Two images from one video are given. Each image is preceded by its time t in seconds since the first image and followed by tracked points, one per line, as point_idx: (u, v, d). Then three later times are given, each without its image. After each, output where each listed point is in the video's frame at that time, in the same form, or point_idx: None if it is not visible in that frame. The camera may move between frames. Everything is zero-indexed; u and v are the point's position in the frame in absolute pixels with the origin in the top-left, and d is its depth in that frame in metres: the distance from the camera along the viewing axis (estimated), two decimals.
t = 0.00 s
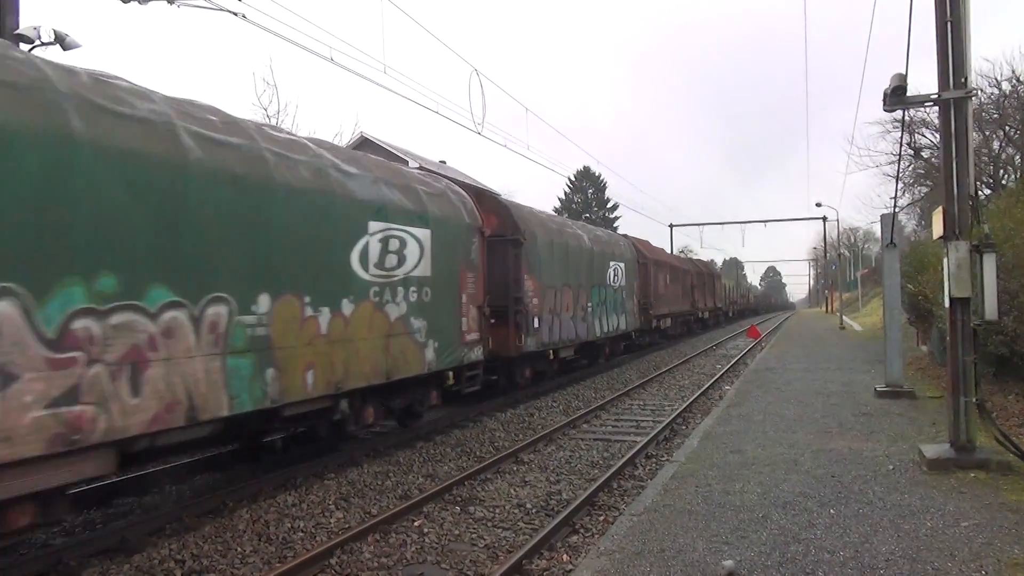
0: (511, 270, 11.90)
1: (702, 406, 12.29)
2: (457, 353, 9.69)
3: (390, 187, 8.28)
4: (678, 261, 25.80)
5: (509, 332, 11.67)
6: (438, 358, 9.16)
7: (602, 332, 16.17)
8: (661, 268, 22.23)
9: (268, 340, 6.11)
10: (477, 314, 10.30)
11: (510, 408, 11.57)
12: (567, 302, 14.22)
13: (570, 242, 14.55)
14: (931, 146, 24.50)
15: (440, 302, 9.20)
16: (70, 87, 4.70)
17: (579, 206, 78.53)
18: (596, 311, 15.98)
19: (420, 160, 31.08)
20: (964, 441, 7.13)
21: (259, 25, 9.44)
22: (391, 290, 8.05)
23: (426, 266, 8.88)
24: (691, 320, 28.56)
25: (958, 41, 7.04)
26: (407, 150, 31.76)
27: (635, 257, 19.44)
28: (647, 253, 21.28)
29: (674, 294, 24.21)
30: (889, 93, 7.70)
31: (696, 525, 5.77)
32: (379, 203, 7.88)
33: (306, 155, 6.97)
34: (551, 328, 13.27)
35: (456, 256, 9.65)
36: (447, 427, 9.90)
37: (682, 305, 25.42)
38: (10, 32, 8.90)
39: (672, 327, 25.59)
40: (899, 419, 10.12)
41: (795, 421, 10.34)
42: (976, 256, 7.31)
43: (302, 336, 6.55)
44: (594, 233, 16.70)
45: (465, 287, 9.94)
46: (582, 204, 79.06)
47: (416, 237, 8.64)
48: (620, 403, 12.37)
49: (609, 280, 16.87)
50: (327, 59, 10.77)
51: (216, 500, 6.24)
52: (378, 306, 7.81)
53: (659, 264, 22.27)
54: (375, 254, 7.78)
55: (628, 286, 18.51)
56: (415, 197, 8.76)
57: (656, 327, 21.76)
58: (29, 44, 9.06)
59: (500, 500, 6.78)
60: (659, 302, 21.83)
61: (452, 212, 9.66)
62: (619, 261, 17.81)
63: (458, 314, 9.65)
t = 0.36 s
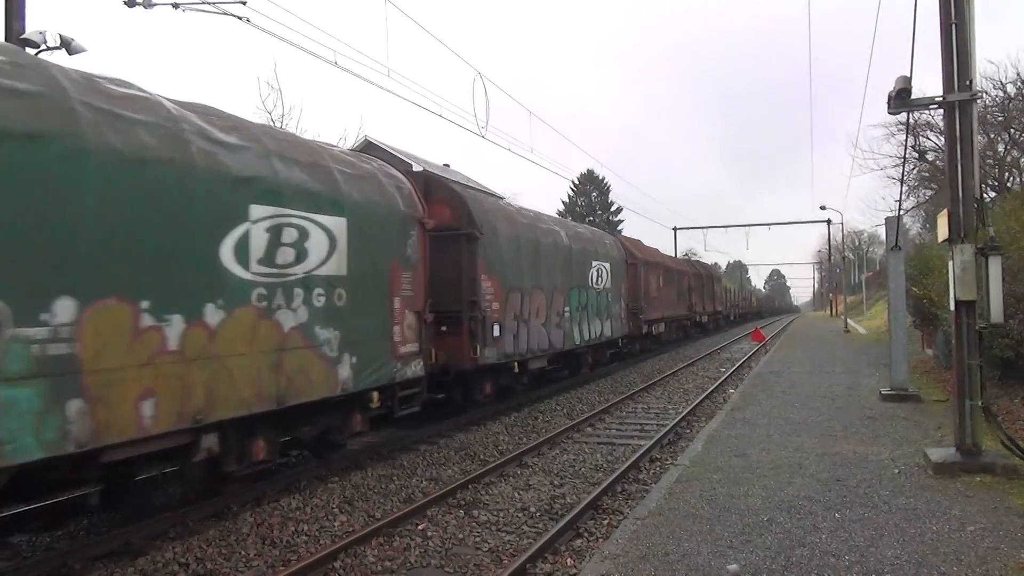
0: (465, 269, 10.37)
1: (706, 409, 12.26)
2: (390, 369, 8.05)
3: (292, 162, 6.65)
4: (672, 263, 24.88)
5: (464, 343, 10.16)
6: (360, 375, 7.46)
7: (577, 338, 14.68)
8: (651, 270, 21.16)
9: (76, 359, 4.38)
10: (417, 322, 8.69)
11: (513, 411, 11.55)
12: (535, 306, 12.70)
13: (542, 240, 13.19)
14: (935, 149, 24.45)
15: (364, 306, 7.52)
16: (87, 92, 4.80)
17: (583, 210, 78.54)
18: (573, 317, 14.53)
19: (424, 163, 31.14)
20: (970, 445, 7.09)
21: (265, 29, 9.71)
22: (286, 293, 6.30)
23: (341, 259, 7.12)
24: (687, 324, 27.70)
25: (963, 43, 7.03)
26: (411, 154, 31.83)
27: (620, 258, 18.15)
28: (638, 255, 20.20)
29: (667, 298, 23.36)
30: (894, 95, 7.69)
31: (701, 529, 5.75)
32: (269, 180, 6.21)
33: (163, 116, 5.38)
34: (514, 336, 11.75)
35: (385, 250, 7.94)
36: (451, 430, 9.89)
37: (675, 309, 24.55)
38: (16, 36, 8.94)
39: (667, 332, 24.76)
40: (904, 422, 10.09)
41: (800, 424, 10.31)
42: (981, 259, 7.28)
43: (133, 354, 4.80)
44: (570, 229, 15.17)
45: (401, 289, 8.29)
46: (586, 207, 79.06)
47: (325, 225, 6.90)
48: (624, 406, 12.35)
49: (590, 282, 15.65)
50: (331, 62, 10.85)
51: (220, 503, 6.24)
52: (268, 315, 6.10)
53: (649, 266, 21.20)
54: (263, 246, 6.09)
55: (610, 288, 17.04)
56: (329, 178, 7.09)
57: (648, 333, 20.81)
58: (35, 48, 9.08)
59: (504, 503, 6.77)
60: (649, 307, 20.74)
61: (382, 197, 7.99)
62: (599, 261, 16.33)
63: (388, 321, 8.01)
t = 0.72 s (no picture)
0: (398, 264, 8.64)
1: (708, 411, 12.26)
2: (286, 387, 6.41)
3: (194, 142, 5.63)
4: (662, 263, 23.70)
5: (396, 355, 8.46)
6: (231, 400, 5.75)
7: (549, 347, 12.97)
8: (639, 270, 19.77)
9: None
10: (321, 329, 6.90)
11: (515, 413, 11.55)
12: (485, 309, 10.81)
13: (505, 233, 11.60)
14: (938, 150, 24.44)
15: (238, 313, 5.84)
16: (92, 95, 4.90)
17: (585, 212, 78.56)
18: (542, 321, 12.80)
19: (424, 166, 31.14)
20: (973, 447, 7.07)
21: (267, 31, 9.79)
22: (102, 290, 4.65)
23: (198, 248, 5.47)
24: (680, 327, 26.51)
25: (965, 43, 7.01)
26: (412, 156, 31.83)
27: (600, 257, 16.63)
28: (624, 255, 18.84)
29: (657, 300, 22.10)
30: (896, 96, 7.67)
31: (704, 531, 5.73)
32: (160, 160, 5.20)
33: (92, 98, 4.87)
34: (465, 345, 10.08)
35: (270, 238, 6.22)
36: (453, 433, 9.89)
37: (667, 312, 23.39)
38: (18, 40, 8.94)
39: (660, 335, 23.63)
40: (906, 424, 10.07)
41: (802, 426, 10.30)
42: (983, 261, 7.27)
43: None
44: (539, 223, 13.48)
45: (297, 289, 6.55)
46: (587, 209, 79.05)
47: (170, 202, 5.25)
48: (626, 408, 12.34)
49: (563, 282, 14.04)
50: (332, 64, 10.89)
51: (223, 506, 6.24)
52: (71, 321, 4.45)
53: (636, 266, 19.76)
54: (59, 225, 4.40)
55: (586, 289, 15.45)
56: (184, 145, 5.47)
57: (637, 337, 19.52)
58: (37, 52, 9.08)
59: (507, 505, 6.76)
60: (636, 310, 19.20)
61: (267, 173, 6.27)
62: (573, 260, 14.64)
63: (276, 330, 6.27)
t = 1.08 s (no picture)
0: (292, 257, 6.71)
1: (710, 411, 12.26)
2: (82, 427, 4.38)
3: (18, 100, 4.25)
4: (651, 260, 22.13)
5: (289, 369, 6.62)
6: None
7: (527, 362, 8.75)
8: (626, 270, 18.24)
9: None
10: (159, 344, 4.97)
11: (516, 414, 11.55)
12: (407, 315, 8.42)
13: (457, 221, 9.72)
14: (938, 148, 24.42)
15: None
16: None
17: (586, 212, 78.61)
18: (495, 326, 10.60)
19: (424, 167, 31.14)
20: (975, 445, 7.06)
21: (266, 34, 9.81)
22: None
23: None
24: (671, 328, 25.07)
25: (965, 41, 7.00)
26: (412, 158, 31.85)
27: (574, 252, 14.49)
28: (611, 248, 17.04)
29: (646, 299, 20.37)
30: (896, 95, 7.66)
31: (706, 531, 5.73)
32: None
33: None
34: (394, 356, 8.13)
35: (61, 209, 4.32)
36: (454, 434, 9.89)
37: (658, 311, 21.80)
38: (17, 43, 8.94)
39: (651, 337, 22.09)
40: (908, 423, 10.05)
41: (804, 425, 10.30)
42: (984, 259, 7.26)
43: None
44: (493, 209, 11.28)
45: (112, 290, 4.62)
46: (587, 210, 79.03)
47: None
48: (627, 408, 12.34)
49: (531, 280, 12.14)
50: (331, 66, 10.90)
51: (224, 508, 6.23)
52: None
53: (625, 261, 18.00)
54: None
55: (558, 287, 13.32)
56: None
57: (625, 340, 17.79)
58: (36, 56, 9.08)
59: (508, 506, 6.75)
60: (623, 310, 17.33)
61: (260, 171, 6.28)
62: (539, 253, 12.57)
63: (78, 346, 4.35)
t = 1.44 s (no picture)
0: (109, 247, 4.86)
1: (710, 408, 12.26)
2: None
3: None
4: (639, 256, 20.54)
5: (109, 391, 4.71)
6: None
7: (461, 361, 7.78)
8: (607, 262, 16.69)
9: None
10: None
11: (516, 412, 11.55)
12: (307, 318, 6.56)
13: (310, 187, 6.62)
14: (938, 146, 24.40)
15: None
16: None
17: (586, 210, 78.60)
18: (439, 328, 8.91)
19: (424, 165, 31.09)
20: (975, 443, 7.06)
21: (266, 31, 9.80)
22: None
23: None
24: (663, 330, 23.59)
25: (966, 38, 6.99)
26: (412, 156, 31.86)
27: (534, 243, 12.20)
28: (591, 241, 15.41)
29: (632, 298, 18.75)
30: (896, 92, 7.64)
31: (707, 529, 5.72)
32: None
33: None
34: (283, 369, 6.26)
35: None
36: (455, 431, 9.88)
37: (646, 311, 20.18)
38: (17, 40, 8.93)
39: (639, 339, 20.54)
40: (908, 420, 10.04)
41: (804, 423, 10.30)
42: (984, 256, 7.25)
43: None
44: (422, 187, 9.02)
45: None
46: (587, 207, 78.96)
47: None
48: (627, 406, 12.34)
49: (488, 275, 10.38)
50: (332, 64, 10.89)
51: (224, 506, 6.22)
52: None
53: (608, 257, 16.36)
54: None
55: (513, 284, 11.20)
56: None
57: (607, 343, 16.12)
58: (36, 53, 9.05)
59: (508, 504, 6.75)
60: (604, 309, 15.71)
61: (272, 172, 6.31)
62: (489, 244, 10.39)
63: None
